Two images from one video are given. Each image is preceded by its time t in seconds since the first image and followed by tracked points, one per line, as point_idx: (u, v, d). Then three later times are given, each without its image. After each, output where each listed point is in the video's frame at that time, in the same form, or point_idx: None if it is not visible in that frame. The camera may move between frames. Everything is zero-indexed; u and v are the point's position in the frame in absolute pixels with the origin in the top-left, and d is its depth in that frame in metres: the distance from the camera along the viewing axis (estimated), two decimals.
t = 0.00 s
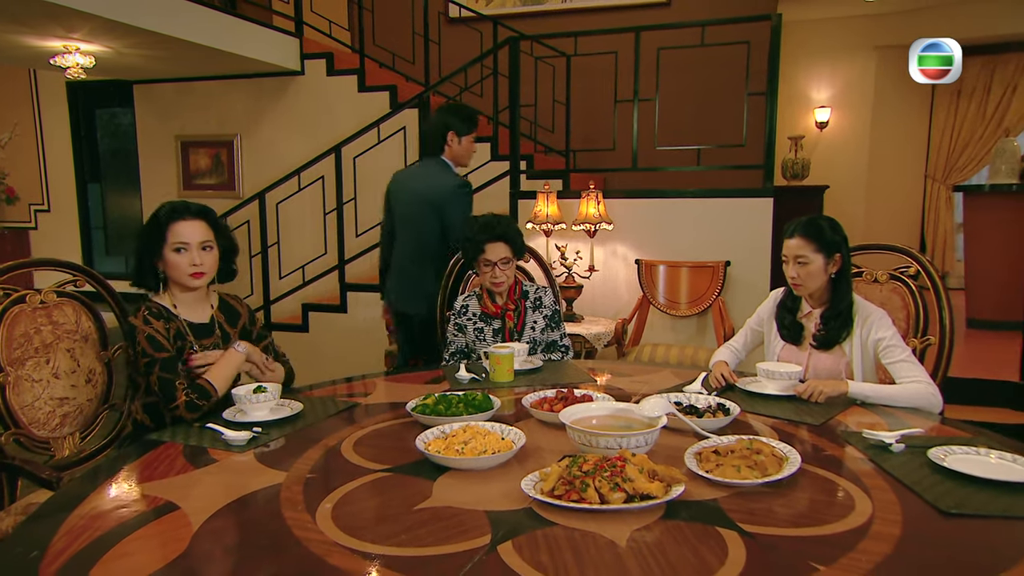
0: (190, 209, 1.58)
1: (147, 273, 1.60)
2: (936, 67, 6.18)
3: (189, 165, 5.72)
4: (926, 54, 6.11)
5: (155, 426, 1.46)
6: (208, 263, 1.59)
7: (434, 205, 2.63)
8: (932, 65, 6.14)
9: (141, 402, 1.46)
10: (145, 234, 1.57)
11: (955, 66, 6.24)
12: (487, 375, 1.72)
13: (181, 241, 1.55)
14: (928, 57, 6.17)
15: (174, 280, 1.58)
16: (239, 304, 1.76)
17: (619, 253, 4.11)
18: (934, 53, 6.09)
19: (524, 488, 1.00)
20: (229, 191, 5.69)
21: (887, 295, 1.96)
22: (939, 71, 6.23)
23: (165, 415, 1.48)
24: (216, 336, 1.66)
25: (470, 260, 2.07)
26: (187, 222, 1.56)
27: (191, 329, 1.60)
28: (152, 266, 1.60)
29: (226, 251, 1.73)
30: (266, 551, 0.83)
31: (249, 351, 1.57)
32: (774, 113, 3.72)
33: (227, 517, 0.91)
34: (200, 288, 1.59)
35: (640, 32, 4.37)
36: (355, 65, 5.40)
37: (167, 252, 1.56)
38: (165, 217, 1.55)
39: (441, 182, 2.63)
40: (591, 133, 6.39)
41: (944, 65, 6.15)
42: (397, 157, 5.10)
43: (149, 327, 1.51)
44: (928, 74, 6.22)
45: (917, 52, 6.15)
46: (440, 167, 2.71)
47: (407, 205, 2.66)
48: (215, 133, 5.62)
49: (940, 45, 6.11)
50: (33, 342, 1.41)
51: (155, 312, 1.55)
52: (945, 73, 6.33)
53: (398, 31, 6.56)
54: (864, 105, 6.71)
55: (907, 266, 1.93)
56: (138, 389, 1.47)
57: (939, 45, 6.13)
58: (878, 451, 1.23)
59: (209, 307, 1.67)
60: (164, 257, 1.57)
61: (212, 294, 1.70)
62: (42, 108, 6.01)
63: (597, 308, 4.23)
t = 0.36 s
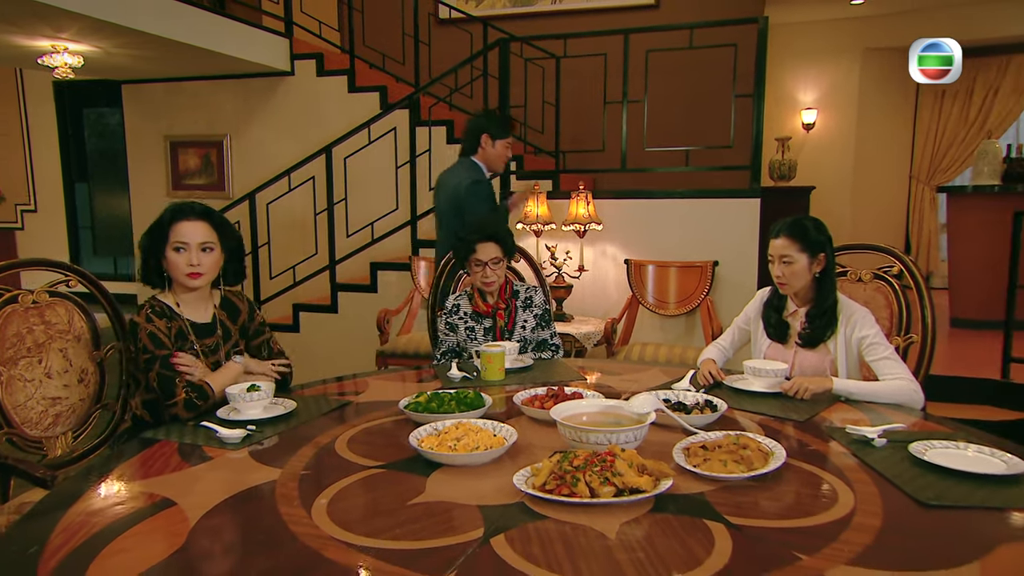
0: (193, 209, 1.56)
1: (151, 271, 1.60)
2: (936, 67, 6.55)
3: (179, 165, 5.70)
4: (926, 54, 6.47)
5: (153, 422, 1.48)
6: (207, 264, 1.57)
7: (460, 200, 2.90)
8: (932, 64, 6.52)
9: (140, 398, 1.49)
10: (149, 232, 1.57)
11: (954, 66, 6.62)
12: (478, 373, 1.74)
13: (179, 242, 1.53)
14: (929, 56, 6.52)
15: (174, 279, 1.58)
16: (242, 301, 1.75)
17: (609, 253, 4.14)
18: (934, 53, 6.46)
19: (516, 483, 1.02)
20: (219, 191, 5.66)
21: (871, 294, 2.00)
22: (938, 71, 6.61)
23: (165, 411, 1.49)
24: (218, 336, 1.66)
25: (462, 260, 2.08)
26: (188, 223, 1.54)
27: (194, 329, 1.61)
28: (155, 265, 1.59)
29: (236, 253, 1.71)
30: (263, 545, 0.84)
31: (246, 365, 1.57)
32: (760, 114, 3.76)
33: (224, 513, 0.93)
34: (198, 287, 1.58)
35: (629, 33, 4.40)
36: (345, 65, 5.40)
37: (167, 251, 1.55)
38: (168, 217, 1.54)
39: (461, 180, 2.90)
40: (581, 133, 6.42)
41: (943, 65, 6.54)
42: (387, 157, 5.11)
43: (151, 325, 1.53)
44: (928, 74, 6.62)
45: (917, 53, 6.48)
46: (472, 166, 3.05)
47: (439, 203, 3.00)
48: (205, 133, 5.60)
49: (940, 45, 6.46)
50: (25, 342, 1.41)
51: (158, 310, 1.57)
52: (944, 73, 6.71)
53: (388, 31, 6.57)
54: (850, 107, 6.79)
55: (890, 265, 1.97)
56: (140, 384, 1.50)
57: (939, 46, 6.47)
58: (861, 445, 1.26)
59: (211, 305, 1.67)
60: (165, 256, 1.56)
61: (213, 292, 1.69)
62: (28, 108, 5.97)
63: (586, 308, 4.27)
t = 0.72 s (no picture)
0: (198, 211, 1.58)
1: (150, 269, 1.61)
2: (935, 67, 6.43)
3: (166, 165, 5.66)
4: (927, 54, 6.37)
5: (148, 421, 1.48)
6: (207, 265, 1.58)
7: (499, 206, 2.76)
8: (932, 64, 6.40)
9: (135, 398, 1.49)
10: (153, 231, 1.58)
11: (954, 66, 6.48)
12: (469, 372, 1.76)
13: (182, 242, 1.55)
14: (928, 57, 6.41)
15: (174, 279, 1.59)
16: (238, 300, 1.74)
17: (597, 253, 4.17)
18: (934, 53, 6.34)
19: (507, 478, 1.04)
20: (206, 191, 5.63)
21: (853, 293, 2.03)
22: (939, 71, 6.48)
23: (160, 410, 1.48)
24: (215, 336, 1.65)
25: (451, 260, 2.09)
26: (193, 224, 1.55)
27: (191, 329, 1.61)
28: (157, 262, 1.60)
29: (238, 254, 1.71)
30: (258, 539, 0.86)
31: (234, 371, 1.53)
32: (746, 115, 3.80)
33: (219, 508, 0.95)
34: (197, 288, 1.59)
35: (617, 36, 4.44)
36: (334, 66, 5.40)
37: (169, 251, 1.56)
38: (173, 217, 1.55)
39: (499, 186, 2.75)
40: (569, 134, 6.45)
41: (943, 65, 6.40)
42: (377, 157, 5.11)
43: (150, 324, 1.54)
44: (927, 74, 6.50)
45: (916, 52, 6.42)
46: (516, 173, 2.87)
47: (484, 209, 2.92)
48: (193, 133, 5.58)
49: (939, 45, 6.34)
50: (16, 342, 1.41)
51: (156, 310, 1.57)
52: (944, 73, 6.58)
53: (377, 32, 6.56)
54: (834, 108, 6.86)
55: (872, 264, 2.00)
56: (137, 382, 1.50)
57: (939, 45, 6.35)
58: (843, 439, 1.29)
59: (209, 305, 1.68)
60: (167, 255, 1.57)
61: (211, 292, 1.70)
62: (12, 108, 5.92)
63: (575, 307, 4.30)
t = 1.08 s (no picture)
0: (198, 211, 1.59)
1: (145, 265, 1.60)
2: (936, 66, 6.66)
3: (153, 164, 5.63)
4: (927, 54, 6.57)
5: (140, 419, 1.48)
6: (205, 265, 1.59)
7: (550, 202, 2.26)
8: (932, 64, 6.63)
9: (126, 396, 1.49)
10: (150, 228, 1.58)
11: (954, 67, 6.72)
12: (458, 370, 1.77)
13: (182, 240, 1.55)
14: (929, 56, 6.62)
15: (169, 277, 1.58)
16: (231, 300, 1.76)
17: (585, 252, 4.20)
18: (934, 53, 6.54)
19: (497, 472, 1.06)
20: (193, 191, 5.60)
21: (836, 291, 2.07)
22: (938, 70, 6.73)
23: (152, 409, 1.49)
24: (208, 334, 1.66)
25: (440, 259, 2.11)
26: (193, 225, 1.56)
27: (183, 328, 1.61)
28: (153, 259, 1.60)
29: (232, 255, 1.72)
30: (253, 533, 0.88)
31: (225, 371, 1.54)
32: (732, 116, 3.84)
33: (214, 503, 0.96)
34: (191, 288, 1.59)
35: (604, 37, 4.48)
36: (322, 66, 5.39)
37: (167, 249, 1.56)
38: (174, 216, 1.56)
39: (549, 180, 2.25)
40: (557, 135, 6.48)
41: (943, 65, 6.64)
42: (365, 157, 5.12)
43: (141, 322, 1.54)
44: (928, 74, 6.74)
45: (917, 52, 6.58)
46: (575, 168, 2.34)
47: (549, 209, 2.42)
48: (180, 133, 5.55)
49: (940, 45, 6.54)
50: (6, 341, 1.42)
51: (148, 309, 1.57)
52: (944, 73, 6.82)
53: (364, 32, 6.56)
54: (819, 109, 6.95)
55: (854, 263, 2.05)
56: (128, 381, 1.50)
57: (939, 46, 6.55)
58: (824, 433, 1.32)
59: (200, 304, 1.68)
60: (164, 253, 1.57)
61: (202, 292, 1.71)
62: None
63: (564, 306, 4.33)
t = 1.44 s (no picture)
0: (192, 211, 1.59)
1: (137, 265, 1.60)
2: (936, 67, 6.34)
3: (140, 164, 5.60)
4: (927, 54, 6.25)
5: (132, 418, 1.49)
6: (199, 266, 1.59)
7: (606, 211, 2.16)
8: (932, 65, 6.31)
9: (120, 395, 1.51)
10: (144, 228, 1.58)
11: (954, 66, 6.37)
12: (449, 368, 1.79)
13: (177, 242, 1.55)
14: (928, 57, 6.29)
15: (164, 277, 1.59)
16: (223, 299, 1.78)
17: (573, 252, 4.24)
18: (934, 53, 6.21)
19: (488, 466, 1.09)
20: (180, 191, 5.57)
21: (819, 289, 2.12)
22: (938, 70, 6.39)
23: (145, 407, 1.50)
24: (200, 333, 1.68)
25: (429, 259, 2.12)
26: (187, 226, 1.56)
27: (176, 327, 1.62)
28: (145, 260, 1.59)
29: (226, 255, 1.73)
30: (249, 527, 0.90)
31: (217, 369, 1.56)
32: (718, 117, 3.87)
33: (210, 499, 0.98)
34: (186, 288, 1.60)
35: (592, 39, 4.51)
36: (310, 66, 5.39)
37: (161, 250, 1.56)
38: (168, 217, 1.55)
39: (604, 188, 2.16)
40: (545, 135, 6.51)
41: (943, 65, 6.29)
42: (354, 157, 5.12)
43: (133, 321, 1.55)
44: (927, 73, 6.39)
45: (916, 53, 6.30)
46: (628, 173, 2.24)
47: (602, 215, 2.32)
48: (168, 133, 5.52)
49: (940, 45, 6.22)
50: None
51: (140, 308, 1.58)
52: (943, 72, 6.48)
53: (352, 32, 6.55)
54: (804, 111, 7.03)
55: (837, 262, 2.09)
56: (120, 379, 1.51)
57: (939, 45, 6.21)
58: (806, 427, 1.36)
59: (193, 303, 1.69)
60: (158, 254, 1.57)
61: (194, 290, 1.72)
62: None
63: (553, 305, 4.35)
